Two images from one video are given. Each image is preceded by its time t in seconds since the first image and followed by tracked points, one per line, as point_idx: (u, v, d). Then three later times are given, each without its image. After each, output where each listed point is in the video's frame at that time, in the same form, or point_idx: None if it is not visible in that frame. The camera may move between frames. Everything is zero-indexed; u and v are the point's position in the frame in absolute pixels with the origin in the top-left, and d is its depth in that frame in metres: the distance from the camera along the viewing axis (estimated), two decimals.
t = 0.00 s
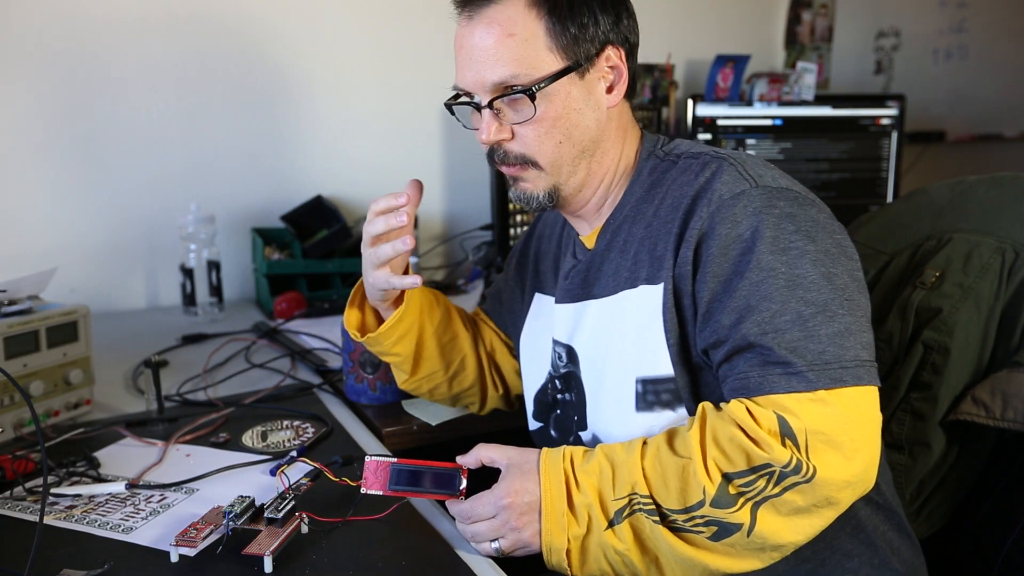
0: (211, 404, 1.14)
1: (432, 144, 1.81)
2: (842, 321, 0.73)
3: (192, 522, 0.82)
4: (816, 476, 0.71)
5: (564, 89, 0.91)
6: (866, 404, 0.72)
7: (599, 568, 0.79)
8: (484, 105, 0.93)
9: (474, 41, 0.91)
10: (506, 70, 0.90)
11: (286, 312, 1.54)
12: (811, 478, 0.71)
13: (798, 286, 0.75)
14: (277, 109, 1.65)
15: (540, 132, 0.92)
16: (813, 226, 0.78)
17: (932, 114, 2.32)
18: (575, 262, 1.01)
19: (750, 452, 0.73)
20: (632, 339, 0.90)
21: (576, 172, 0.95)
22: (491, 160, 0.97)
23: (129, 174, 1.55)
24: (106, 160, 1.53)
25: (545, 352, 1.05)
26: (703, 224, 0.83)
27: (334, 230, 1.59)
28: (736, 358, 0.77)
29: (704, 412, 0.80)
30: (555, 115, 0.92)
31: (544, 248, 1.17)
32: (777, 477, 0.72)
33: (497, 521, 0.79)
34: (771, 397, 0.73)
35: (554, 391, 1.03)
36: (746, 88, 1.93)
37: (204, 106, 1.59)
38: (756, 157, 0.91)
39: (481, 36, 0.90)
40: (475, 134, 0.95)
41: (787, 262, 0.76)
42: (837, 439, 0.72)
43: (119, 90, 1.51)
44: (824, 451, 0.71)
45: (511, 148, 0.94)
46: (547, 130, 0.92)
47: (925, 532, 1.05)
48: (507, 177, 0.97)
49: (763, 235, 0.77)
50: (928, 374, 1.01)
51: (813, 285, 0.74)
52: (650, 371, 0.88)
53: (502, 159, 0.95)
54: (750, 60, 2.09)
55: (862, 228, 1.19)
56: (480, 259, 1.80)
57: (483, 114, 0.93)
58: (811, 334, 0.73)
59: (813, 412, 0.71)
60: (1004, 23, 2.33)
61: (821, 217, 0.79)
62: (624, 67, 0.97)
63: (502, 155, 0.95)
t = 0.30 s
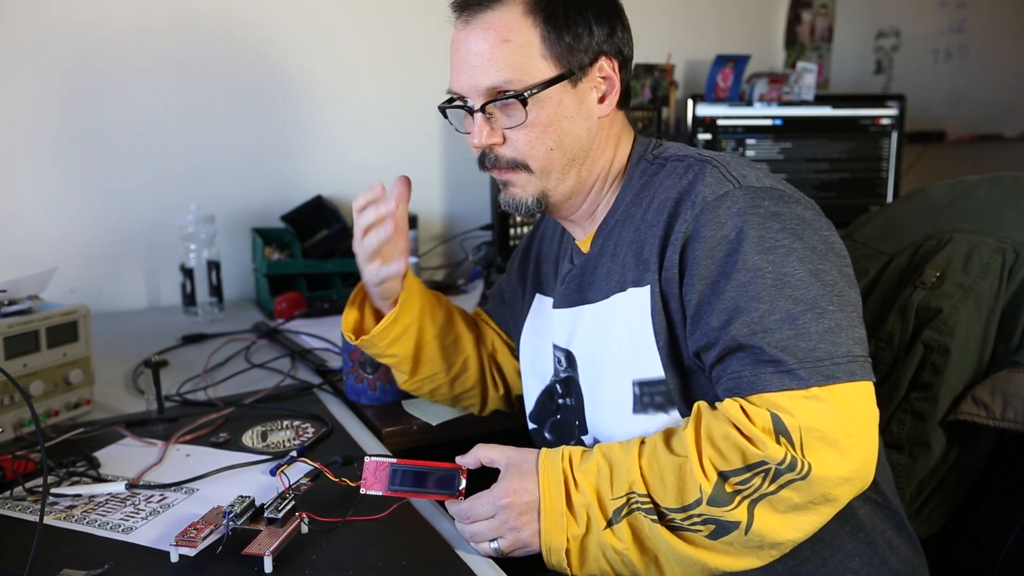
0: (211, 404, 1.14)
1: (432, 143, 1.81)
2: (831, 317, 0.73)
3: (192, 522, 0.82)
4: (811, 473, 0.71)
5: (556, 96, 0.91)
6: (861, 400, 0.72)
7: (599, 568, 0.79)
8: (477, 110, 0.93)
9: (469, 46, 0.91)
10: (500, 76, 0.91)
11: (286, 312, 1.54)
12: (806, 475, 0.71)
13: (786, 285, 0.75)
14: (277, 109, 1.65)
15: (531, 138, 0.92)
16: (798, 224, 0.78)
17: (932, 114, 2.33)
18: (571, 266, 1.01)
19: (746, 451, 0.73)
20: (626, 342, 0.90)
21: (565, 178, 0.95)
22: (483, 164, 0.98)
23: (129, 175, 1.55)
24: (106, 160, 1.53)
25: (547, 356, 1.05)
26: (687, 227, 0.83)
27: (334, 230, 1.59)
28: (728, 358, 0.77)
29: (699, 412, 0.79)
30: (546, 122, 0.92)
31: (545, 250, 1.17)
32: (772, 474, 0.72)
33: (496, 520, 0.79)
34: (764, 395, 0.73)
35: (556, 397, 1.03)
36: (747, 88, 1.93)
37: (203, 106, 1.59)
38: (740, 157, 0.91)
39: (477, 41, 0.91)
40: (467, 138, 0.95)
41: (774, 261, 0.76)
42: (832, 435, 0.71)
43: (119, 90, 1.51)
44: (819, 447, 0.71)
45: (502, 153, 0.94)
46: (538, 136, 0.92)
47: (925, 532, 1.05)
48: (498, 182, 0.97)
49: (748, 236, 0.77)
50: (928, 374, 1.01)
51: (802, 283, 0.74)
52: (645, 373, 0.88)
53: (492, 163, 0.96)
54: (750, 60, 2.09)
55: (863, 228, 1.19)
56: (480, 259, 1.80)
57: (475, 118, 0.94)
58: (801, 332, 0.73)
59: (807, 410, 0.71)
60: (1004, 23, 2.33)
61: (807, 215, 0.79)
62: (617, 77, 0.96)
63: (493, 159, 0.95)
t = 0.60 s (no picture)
0: (211, 404, 1.14)
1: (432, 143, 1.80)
2: (827, 315, 0.73)
3: (192, 522, 0.82)
4: (810, 469, 0.71)
5: (523, 124, 0.92)
6: (858, 396, 0.72)
7: (600, 568, 0.79)
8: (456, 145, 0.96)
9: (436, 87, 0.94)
10: (462, 113, 0.92)
11: (286, 312, 1.54)
12: (805, 471, 0.71)
13: (780, 285, 0.74)
14: (277, 109, 1.65)
15: (508, 167, 0.94)
16: (793, 224, 0.77)
17: (932, 114, 2.33)
18: (573, 270, 1.01)
19: (744, 448, 0.73)
20: (626, 346, 0.91)
21: (553, 198, 0.96)
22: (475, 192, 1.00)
23: (128, 174, 1.55)
24: (106, 160, 1.53)
25: (551, 360, 1.06)
26: (682, 230, 0.83)
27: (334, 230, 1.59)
28: (725, 358, 0.77)
29: (699, 411, 0.80)
30: (519, 150, 0.93)
31: (548, 251, 1.16)
32: (771, 471, 0.72)
33: (497, 520, 0.79)
34: (762, 393, 0.73)
35: (558, 399, 1.04)
36: (746, 88, 1.94)
37: (203, 106, 1.58)
38: (735, 158, 0.90)
39: (436, 85, 0.94)
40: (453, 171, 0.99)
41: (768, 261, 0.75)
42: (829, 432, 0.71)
43: (118, 89, 1.51)
44: (817, 444, 0.71)
45: (486, 182, 0.97)
46: (514, 165, 0.94)
47: (927, 531, 1.05)
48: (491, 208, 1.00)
49: (742, 237, 0.77)
50: (928, 374, 1.01)
51: (796, 282, 0.74)
52: (644, 375, 0.88)
53: (480, 192, 0.98)
54: (751, 60, 2.09)
55: (863, 228, 1.19)
56: (481, 260, 1.78)
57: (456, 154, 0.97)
58: (796, 331, 0.72)
59: (804, 406, 0.71)
60: (1004, 23, 2.34)
61: (801, 214, 0.79)
62: (588, 91, 0.94)
63: (480, 188, 0.98)
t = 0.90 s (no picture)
0: (211, 404, 1.14)
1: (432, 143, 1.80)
2: (825, 313, 0.73)
3: (192, 522, 0.82)
4: (810, 466, 0.71)
5: (518, 128, 0.92)
6: (858, 393, 0.72)
7: (600, 567, 0.79)
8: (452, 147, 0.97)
9: (432, 88, 0.94)
10: (459, 114, 0.92)
11: (286, 312, 1.54)
12: (805, 467, 0.71)
13: (778, 283, 0.74)
14: (276, 109, 1.65)
15: (503, 170, 0.94)
16: (790, 223, 0.78)
17: (932, 114, 2.33)
18: (572, 271, 1.01)
19: (744, 445, 0.73)
20: (627, 346, 0.91)
21: (548, 201, 0.96)
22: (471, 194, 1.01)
23: (128, 174, 1.55)
24: (106, 160, 1.53)
25: (551, 360, 1.06)
26: (681, 229, 0.83)
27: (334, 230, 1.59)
28: (724, 357, 0.77)
29: (699, 408, 0.80)
30: (514, 153, 0.93)
31: (548, 251, 1.16)
32: (771, 468, 0.72)
33: (497, 520, 0.79)
34: (761, 390, 0.73)
35: (559, 399, 1.04)
36: (746, 88, 1.94)
37: (203, 107, 1.58)
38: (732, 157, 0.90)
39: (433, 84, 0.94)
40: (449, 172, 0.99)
41: (766, 260, 0.75)
42: (829, 429, 0.71)
43: (118, 89, 1.51)
44: (816, 440, 0.71)
45: (481, 184, 0.97)
46: (509, 168, 0.94)
47: (927, 531, 1.05)
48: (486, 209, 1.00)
49: (740, 236, 0.77)
50: (928, 374, 1.01)
51: (794, 281, 0.74)
52: (645, 374, 0.88)
53: (476, 194, 0.99)
54: (750, 60, 2.09)
55: (863, 229, 1.19)
56: (481, 259, 1.77)
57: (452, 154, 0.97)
58: (794, 329, 0.72)
59: (804, 403, 0.71)
60: (1004, 23, 2.34)
61: (798, 213, 0.79)
62: (585, 95, 0.94)
63: (475, 190, 0.98)
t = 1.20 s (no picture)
0: (211, 404, 1.14)
1: (432, 144, 1.81)
2: (825, 314, 0.73)
3: (192, 521, 0.82)
4: (809, 468, 0.71)
5: (564, 89, 0.93)
6: (858, 395, 0.72)
7: (599, 567, 0.79)
8: (488, 98, 0.95)
9: (481, 36, 0.94)
10: (511, 62, 0.93)
11: (286, 312, 1.54)
12: (804, 470, 0.71)
13: (778, 284, 0.74)
14: (276, 109, 1.65)
15: (538, 126, 0.93)
16: (789, 223, 0.78)
17: (932, 114, 2.33)
18: (571, 270, 1.01)
19: (743, 447, 0.73)
20: (625, 347, 0.90)
21: (569, 173, 0.96)
22: (490, 154, 0.99)
23: (128, 175, 1.55)
24: (106, 160, 1.53)
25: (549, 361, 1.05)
26: (680, 229, 0.83)
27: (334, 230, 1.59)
28: (724, 358, 0.77)
29: (698, 410, 0.80)
30: (555, 113, 0.93)
31: (547, 255, 1.17)
32: (771, 470, 0.72)
33: (496, 520, 0.79)
34: (760, 392, 0.73)
35: (557, 399, 1.03)
36: (746, 88, 1.94)
37: (203, 107, 1.58)
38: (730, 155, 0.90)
39: (488, 29, 0.94)
40: (476, 126, 0.97)
41: (766, 261, 0.75)
42: (829, 431, 0.71)
43: (118, 90, 1.51)
44: (816, 443, 0.71)
45: (511, 141, 0.95)
46: (545, 126, 0.93)
47: (927, 531, 1.05)
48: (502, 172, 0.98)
49: (739, 236, 0.77)
50: (928, 374, 1.01)
51: (794, 281, 0.74)
52: (643, 374, 0.88)
53: (500, 151, 0.97)
54: (750, 60, 2.09)
55: (862, 229, 1.18)
56: (480, 259, 1.80)
57: (485, 105, 0.96)
58: (794, 330, 0.73)
59: (804, 406, 0.71)
60: (1004, 23, 2.34)
61: (796, 213, 0.79)
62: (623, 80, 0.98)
63: (501, 147, 0.96)
